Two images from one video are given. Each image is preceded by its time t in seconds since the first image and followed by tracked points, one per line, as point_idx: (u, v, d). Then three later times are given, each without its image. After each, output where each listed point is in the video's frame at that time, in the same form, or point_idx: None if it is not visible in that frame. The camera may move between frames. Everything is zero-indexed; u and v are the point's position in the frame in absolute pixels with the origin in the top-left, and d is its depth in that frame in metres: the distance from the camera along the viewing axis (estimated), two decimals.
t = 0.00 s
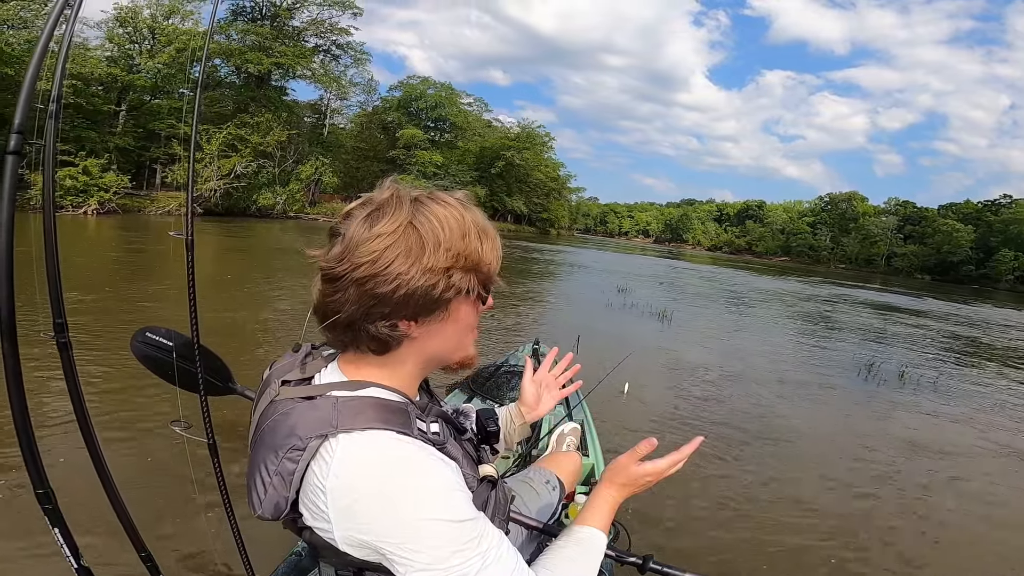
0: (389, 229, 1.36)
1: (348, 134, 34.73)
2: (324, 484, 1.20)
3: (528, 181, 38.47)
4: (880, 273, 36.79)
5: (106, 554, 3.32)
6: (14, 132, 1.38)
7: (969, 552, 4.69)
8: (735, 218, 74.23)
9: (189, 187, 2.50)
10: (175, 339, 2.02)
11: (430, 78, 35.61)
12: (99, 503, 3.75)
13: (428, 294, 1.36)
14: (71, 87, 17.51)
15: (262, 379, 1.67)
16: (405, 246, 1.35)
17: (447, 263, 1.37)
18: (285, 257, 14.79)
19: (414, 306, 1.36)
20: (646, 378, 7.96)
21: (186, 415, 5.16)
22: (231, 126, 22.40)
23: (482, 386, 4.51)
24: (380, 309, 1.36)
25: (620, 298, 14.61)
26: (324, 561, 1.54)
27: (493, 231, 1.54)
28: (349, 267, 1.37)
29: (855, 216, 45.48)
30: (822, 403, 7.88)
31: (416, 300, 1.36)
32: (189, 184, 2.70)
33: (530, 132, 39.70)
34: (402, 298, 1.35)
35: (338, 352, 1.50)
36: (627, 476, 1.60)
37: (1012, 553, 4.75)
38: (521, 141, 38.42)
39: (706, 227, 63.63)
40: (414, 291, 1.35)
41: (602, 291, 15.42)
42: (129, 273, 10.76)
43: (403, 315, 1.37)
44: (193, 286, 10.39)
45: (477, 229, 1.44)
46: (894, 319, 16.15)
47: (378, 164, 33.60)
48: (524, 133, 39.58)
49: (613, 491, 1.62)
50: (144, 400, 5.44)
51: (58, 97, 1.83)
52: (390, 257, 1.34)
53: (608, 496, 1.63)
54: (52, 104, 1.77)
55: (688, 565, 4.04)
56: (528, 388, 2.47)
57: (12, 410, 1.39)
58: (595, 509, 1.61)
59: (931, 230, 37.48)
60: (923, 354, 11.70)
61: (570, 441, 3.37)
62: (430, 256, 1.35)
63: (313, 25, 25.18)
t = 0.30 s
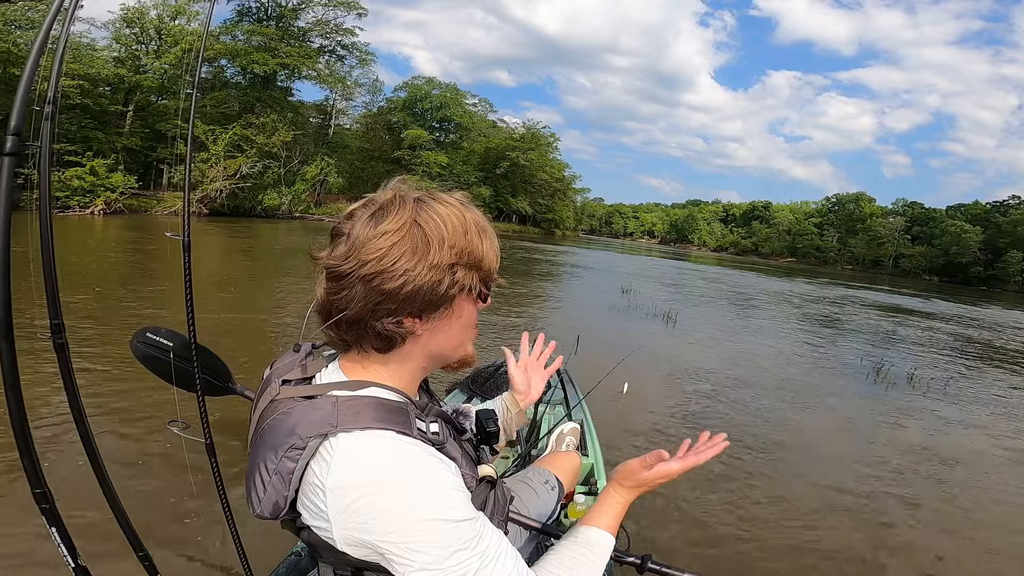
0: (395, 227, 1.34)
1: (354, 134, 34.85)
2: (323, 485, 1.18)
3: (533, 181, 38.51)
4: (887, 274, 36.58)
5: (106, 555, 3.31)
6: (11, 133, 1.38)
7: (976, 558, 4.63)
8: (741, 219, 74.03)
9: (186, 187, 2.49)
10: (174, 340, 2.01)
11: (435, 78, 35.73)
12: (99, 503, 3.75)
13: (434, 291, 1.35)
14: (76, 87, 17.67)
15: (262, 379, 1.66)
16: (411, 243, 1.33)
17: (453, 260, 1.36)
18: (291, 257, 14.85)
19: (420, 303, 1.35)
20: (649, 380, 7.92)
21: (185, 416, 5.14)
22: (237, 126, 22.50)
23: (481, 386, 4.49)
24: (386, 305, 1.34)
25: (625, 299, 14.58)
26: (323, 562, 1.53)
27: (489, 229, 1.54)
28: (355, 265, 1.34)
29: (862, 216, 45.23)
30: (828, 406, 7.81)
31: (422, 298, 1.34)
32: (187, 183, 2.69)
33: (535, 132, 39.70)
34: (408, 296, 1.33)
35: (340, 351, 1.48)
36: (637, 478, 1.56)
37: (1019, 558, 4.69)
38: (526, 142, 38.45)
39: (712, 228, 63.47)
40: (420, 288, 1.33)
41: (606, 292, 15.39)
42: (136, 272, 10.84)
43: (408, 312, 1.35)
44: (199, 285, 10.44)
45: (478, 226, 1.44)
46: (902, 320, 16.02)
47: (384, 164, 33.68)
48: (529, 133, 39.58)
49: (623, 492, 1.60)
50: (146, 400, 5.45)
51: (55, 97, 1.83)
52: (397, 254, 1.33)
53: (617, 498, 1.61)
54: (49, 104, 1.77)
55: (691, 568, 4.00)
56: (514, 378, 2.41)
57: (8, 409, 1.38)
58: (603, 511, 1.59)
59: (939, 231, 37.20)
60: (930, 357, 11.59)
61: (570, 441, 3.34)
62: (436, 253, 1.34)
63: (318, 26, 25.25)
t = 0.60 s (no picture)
0: (432, 230, 1.35)
1: (360, 133, 34.99)
2: (324, 486, 1.18)
3: (538, 181, 38.60)
4: (894, 277, 36.40)
5: (106, 550, 3.31)
6: (15, 131, 1.38)
7: (981, 565, 4.59)
8: (747, 221, 73.80)
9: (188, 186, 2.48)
10: (175, 339, 2.01)
11: (441, 77, 35.84)
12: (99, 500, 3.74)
13: (466, 292, 1.36)
14: (85, 85, 17.78)
15: (262, 379, 1.66)
16: (448, 246, 1.34)
17: (484, 265, 1.38)
18: (297, 254, 14.91)
19: (452, 305, 1.35)
20: (653, 382, 7.91)
21: (185, 416, 5.11)
22: (244, 124, 22.84)
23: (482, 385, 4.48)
24: (421, 306, 1.33)
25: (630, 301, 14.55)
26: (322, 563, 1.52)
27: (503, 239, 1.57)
28: (390, 265, 1.32)
29: (870, 219, 45.00)
30: (832, 410, 7.76)
31: (455, 300, 1.35)
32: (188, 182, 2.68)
33: (541, 132, 39.76)
34: (442, 297, 1.33)
35: (352, 352, 1.45)
36: (642, 480, 1.53)
37: None
38: (532, 142, 38.49)
39: (718, 230, 63.32)
40: (455, 291, 1.34)
41: (612, 294, 15.35)
42: (144, 269, 10.93)
43: (438, 313, 1.35)
44: (205, 282, 10.48)
45: (501, 234, 1.47)
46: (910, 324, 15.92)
47: (389, 163, 33.73)
48: (535, 133, 39.66)
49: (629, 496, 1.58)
50: (149, 396, 5.47)
51: (58, 95, 1.82)
52: (434, 256, 1.33)
53: (625, 502, 1.58)
54: (53, 102, 1.77)
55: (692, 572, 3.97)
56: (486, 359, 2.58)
57: (12, 407, 1.38)
58: (610, 516, 1.57)
59: (948, 234, 36.96)
60: (938, 361, 11.49)
61: (570, 441, 3.33)
62: (471, 257, 1.36)
63: (325, 24, 25.33)
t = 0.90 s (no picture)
0: (429, 232, 1.34)
1: (366, 133, 35.10)
2: (324, 485, 1.16)
3: (543, 182, 38.65)
4: (901, 279, 36.20)
5: (105, 550, 3.31)
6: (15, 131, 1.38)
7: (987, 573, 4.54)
8: (753, 222, 73.63)
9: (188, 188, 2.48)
10: (176, 339, 2.00)
11: (446, 78, 35.93)
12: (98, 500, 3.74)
13: (465, 291, 1.37)
14: (92, 84, 17.89)
15: (262, 379, 1.65)
16: (446, 246, 1.34)
17: (481, 261, 1.39)
18: (301, 254, 14.94)
19: (453, 305, 1.36)
20: (655, 384, 7.88)
21: (185, 416, 5.10)
22: (251, 124, 22.98)
23: (482, 385, 4.47)
24: (422, 308, 1.33)
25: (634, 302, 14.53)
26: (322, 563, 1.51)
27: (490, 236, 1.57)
28: (390, 268, 1.31)
29: (876, 220, 44.81)
30: (837, 414, 7.71)
31: (455, 299, 1.35)
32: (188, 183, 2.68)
33: (546, 132, 39.78)
34: (445, 297, 1.34)
35: (350, 354, 1.42)
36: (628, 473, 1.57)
37: None
38: (537, 142, 38.53)
39: (724, 231, 63.20)
40: (456, 290, 1.34)
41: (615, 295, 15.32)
42: (148, 268, 10.97)
43: (440, 314, 1.36)
44: (208, 282, 10.48)
45: (490, 231, 1.48)
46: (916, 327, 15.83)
47: (394, 163, 33.74)
48: (540, 134, 39.69)
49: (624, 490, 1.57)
50: (151, 395, 5.47)
51: (58, 97, 1.82)
52: (433, 258, 1.32)
53: (619, 495, 1.57)
54: (53, 103, 1.76)
55: None
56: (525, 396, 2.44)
57: (12, 406, 1.38)
58: (607, 511, 1.54)
59: (955, 236, 36.77)
60: (944, 365, 11.42)
61: (571, 441, 3.31)
62: (469, 256, 1.36)
63: (330, 24, 25.42)
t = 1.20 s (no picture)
0: (409, 229, 1.33)
1: (370, 133, 35.18)
2: (322, 485, 1.15)
3: (547, 182, 38.75)
4: (909, 281, 35.97)
5: (102, 549, 3.30)
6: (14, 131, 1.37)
7: None
8: (759, 223, 73.42)
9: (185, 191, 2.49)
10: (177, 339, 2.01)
11: (452, 78, 36.00)
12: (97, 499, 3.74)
13: (448, 286, 1.35)
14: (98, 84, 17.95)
15: (257, 380, 1.64)
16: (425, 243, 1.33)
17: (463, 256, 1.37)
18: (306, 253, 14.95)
19: (438, 301, 1.34)
20: (659, 387, 7.84)
21: (186, 416, 5.11)
22: (257, 123, 23.13)
23: (481, 385, 4.46)
24: (407, 305, 1.31)
25: (638, 303, 14.49)
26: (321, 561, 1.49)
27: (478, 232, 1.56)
28: (371, 267, 1.30)
29: (884, 221, 44.62)
30: (842, 418, 7.67)
31: (439, 293, 1.34)
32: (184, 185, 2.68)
33: (550, 133, 39.79)
34: (428, 293, 1.32)
35: (338, 355, 1.40)
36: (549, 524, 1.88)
37: None
38: (542, 142, 38.53)
39: (729, 232, 63.00)
40: (441, 286, 1.33)
41: (619, 296, 15.30)
42: (155, 267, 11.00)
43: (422, 311, 1.34)
44: (215, 281, 10.52)
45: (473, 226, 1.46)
46: (923, 329, 15.72)
47: (399, 163, 33.75)
48: (545, 134, 39.70)
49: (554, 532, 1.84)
50: (153, 394, 5.48)
51: (58, 97, 1.81)
52: (416, 253, 1.32)
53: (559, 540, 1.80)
54: (52, 103, 1.75)
55: None
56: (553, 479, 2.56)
57: (13, 406, 1.38)
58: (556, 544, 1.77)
59: (963, 237, 36.56)
60: (952, 368, 11.33)
61: (570, 441, 3.31)
62: (451, 251, 1.35)
63: (335, 24, 25.47)
